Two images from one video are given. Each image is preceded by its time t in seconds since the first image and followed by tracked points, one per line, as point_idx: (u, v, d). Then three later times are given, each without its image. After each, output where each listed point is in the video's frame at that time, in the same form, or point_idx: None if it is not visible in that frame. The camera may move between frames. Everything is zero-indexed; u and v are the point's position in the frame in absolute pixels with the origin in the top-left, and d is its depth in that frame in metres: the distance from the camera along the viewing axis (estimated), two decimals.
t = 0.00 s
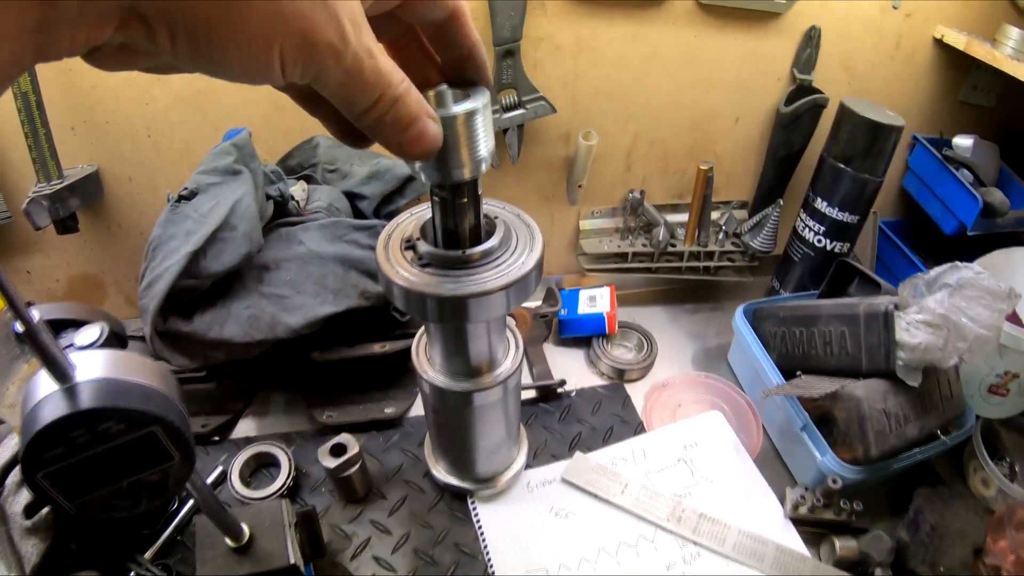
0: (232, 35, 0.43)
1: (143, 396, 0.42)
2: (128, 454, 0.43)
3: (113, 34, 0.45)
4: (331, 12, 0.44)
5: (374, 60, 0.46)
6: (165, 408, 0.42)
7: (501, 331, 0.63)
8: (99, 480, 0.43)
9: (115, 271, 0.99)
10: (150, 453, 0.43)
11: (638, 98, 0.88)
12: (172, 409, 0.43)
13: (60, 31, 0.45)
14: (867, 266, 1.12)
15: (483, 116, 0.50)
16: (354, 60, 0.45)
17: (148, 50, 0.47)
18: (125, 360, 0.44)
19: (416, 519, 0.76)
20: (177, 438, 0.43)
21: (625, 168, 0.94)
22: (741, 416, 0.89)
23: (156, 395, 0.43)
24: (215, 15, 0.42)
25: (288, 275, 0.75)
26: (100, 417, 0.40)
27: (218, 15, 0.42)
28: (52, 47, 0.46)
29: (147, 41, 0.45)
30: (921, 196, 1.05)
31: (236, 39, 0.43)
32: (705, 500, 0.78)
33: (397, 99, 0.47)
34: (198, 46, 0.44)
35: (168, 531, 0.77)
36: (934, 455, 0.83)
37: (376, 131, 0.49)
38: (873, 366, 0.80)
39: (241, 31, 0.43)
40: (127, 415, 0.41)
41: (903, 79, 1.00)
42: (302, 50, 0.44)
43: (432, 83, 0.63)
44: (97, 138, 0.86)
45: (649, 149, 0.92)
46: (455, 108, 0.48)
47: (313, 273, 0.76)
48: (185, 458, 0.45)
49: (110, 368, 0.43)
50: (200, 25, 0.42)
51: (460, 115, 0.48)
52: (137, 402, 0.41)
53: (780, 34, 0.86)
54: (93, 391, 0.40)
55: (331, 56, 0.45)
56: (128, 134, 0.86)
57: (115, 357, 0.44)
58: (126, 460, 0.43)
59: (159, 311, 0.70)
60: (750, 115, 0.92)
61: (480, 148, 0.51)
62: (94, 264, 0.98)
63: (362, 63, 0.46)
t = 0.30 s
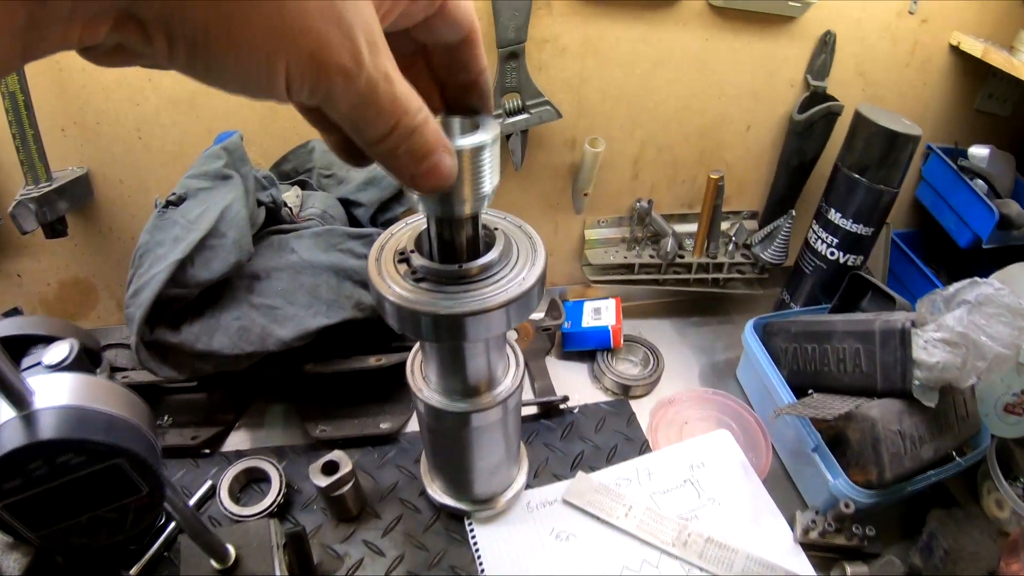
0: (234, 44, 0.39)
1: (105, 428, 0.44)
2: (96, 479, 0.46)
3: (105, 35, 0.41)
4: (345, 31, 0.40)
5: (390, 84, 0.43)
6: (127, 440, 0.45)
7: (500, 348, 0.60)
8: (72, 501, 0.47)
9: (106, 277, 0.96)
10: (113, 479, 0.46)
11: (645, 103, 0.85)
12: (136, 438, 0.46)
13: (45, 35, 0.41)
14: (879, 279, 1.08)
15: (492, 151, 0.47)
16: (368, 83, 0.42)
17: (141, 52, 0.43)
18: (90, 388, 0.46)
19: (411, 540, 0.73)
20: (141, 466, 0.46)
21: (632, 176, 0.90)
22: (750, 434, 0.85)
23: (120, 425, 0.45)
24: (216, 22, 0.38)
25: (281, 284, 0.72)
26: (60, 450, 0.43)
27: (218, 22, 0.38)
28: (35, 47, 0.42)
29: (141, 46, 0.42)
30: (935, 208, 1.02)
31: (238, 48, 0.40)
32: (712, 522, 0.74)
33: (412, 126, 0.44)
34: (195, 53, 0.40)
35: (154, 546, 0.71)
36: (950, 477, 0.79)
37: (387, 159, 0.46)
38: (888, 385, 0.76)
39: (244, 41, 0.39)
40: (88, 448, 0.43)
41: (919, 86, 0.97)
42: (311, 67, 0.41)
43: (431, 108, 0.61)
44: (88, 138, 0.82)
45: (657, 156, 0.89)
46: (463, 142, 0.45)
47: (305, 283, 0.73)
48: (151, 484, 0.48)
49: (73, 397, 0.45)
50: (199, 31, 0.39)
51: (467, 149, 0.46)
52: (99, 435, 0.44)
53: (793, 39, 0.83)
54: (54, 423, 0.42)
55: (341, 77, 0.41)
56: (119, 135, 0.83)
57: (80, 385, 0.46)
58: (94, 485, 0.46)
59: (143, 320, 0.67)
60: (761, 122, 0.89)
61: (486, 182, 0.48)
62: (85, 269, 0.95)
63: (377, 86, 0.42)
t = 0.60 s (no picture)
0: (227, 53, 0.38)
1: (73, 452, 0.41)
2: (70, 503, 0.43)
3: (98, 34, 0.40)
4: (344, 42, 0.38)
5: (393, 100, 0.40)
6: (100, 465, 0.42)
7: (500, 361, 0.58)
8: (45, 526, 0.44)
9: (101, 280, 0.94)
10: (88, 506, 0.44)
11: (652, 106, 0.82)
12: (110, 463, 0.43)
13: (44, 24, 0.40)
14: (890, 287, 1.05)
15: (494, 171, 0.44)
16: (370, 98, 0.40)
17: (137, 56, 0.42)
18: (63, 408, 0.43)
19: (407, 555, 0.71)
20: (114, 492, 0.43)
21: (638, 181, 0.88)
22: (757, 448, 0.83)
23: (92, 448, 0.42)
24: (208, 27, 0.37)
25: (275, 290, 0.70)
26: (26, 475, 0.40)
27: (210, 29, 0.37)
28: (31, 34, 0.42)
29: (135, 47, 0.40)
30: (947, 216, 0.99)
31: (230, 57, 0.38)
32: (717, 540, 0.72)
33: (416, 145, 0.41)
34: (187, 59, 0.39)
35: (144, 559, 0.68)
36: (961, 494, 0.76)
37: (391, 181, 0.43)
38: (900, 399, 0.73)
39: (236, 48, 0.38)
40: (54, 474, 0.40)
41: (933, 91, 0.94)
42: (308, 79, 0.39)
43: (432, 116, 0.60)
44: (81, 138, 0.80)
45: (664, 161, 0.87)
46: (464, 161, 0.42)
47: (300, 289, 0.71)
48: (127, 511, 0.45)
49: (44, 418, 0.42)
50: (190, 37, 0.37)
51: (469, 171, 0.43)
52: (69, 459, 0.41)
53: (805, 41, 0.80)
54: (23, 446, 0.40)
55: (340, 90, 0.39)
56: (113, 136, 0.81)
57: (53, 404, 0.43)
58: (67, 509, 0.43)
59: (132, 327, 0.65)
60: (771, 127, 0.86)
61: (489, 207, 0.46)
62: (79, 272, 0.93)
63: (378, 102, 0.40)
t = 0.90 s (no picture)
0: (230, 55, 0.35)
1: (60, 448, 0.40)
2: (57, 501, 0.42)
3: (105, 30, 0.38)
4: (355, 54, 0.36)
5: (392, 117, 0.39)
6: (89, 462, 0.41)
7: (503, 359, 0.57)
8: (35, 524, 0.43)
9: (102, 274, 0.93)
10: (77, 503, 0.43)
11: (660, 102, 0.81)
12: (101, 459, 0.42)
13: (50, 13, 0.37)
14: (899, 289, 1.04)
15: (493, 192, 0.46)
16: (368, 112, 0.38)
17: (143, 47, 0.38)
18: (54, 403, 0.42)
19: (407, 556, 0.70)
20: (104, 489, 0.42)
21: (647, 179, 0.87)
22: (764, 451, 0.82)
23: (82, 444, 0.41)
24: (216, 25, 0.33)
25: (277, 285, 0.69)
26: (10, 472, 0.39)
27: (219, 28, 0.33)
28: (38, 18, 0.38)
29: (142, 43, 0.37)
30: (958, 217, 0.97)
31: (238, 58, 0.35)
32: (723, 543, 0.71)
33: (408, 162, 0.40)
34: (192, 61, 0.35)
35: (141, 555, 0.67)
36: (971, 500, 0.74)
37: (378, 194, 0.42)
38: (910, 403, 0.72)
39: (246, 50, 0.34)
40: (40, 470, 0.39)
41: (945, 91, 0.92)
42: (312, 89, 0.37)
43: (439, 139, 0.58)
44: (84, 130, 0.79)
45: (672, 159, 0.86)
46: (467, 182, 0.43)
47: (302, 285, 0.69)
48: (117, 509, 0.44)
49: (33, 413, 0.41)
50: (198, 35, 0.34)
51: (472, 191, 0.44)
52: (57, 455, 0.40)
53: (816, 39, 0.79)
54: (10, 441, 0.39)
55: (343, 103, 0.37)
56: (115, 128, 0.80)
57: (43, 399, 0.42)
58: (56, 507, 0.42)
59: (132, 321, 0.65)
60: (782, 125, 0.85)
61: (488, 227, 0.48)
62: (80, 266, 0.91)
63: (378, 118, 0.38)
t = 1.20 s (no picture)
0: (232, 76, 0.33)
1: (29, 445, 0.38)
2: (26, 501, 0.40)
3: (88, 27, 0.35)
4: (357, 79, 0.34)
5: (389, 142, 0.38)
6: (59, 460, 0.39)
7: (510, 356, 0.55)
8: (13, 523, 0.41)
9: (99, 265, 0.90)
10: (47, 504, 0.40)
11: (671, 92, 0.78)
12: (72, 459, 0.40)
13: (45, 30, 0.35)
14: (913, 289, 1.01)
15: (506, 207, 0.45)
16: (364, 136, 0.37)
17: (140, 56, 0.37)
18: (29, 400, 0.42)
19: (406, 558, 0.67)
20: (75, 490, 0.40)
21: (657, 171, 0.84)
22: (776, 453, 0.80)
23: (52, 442, 0.40)
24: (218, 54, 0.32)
25: (274, 277, 0.67)
26: None
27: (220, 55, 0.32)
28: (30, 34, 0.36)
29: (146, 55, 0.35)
30: (972, 217, 0.91)
31: (238, 86, 0.34)
32: (733, 548, 0.68)
33: (402, 186, 0.39)
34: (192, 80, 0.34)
35: (133, 553, 0.65)
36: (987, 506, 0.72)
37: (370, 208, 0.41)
38: (927, 405, 0.69)
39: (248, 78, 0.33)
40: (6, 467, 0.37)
41: (962, 87, 0.86)
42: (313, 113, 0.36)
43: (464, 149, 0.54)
44: (79, 116, 0.77)
45: (683, 151, 0.83)
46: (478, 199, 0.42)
47: (299, 277, 0.67)
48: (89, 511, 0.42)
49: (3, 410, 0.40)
50: (200, 62, 0.33)
51: (480, 206, 0.43)
52: (25, 451, 0.38)
53: (832, 29, 0.76)
54: None
55: (342, 126, 0.36)
56: (112, 115, 0.77)
57: (19, 394, 0.41)
58: (23, 506, 0.40)
59: (124, 312, 0.62)
60: (796, 118, 0.83)
61: (498, 242, 0.47)
62: (77, 257, 0.89)
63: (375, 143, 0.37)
